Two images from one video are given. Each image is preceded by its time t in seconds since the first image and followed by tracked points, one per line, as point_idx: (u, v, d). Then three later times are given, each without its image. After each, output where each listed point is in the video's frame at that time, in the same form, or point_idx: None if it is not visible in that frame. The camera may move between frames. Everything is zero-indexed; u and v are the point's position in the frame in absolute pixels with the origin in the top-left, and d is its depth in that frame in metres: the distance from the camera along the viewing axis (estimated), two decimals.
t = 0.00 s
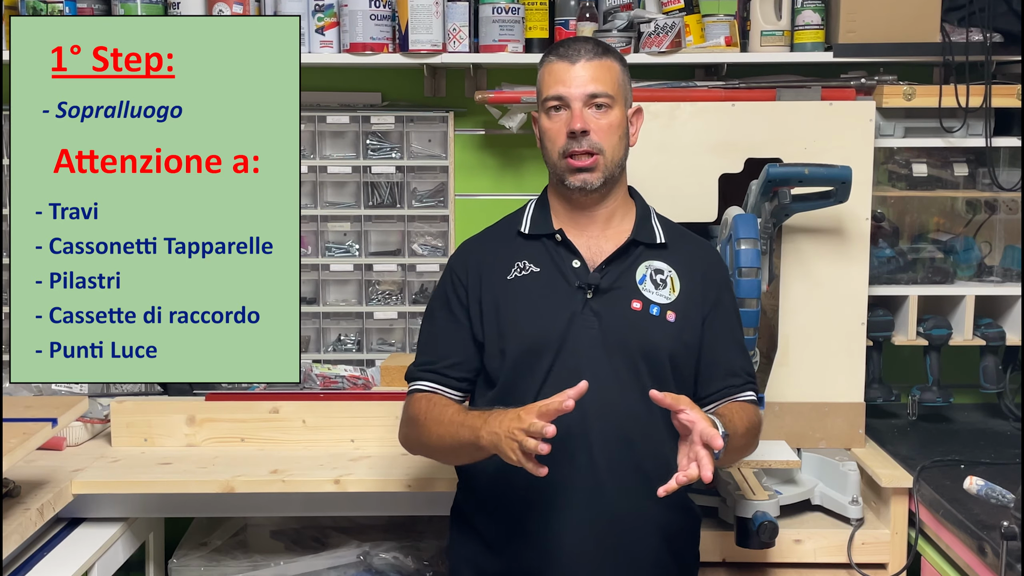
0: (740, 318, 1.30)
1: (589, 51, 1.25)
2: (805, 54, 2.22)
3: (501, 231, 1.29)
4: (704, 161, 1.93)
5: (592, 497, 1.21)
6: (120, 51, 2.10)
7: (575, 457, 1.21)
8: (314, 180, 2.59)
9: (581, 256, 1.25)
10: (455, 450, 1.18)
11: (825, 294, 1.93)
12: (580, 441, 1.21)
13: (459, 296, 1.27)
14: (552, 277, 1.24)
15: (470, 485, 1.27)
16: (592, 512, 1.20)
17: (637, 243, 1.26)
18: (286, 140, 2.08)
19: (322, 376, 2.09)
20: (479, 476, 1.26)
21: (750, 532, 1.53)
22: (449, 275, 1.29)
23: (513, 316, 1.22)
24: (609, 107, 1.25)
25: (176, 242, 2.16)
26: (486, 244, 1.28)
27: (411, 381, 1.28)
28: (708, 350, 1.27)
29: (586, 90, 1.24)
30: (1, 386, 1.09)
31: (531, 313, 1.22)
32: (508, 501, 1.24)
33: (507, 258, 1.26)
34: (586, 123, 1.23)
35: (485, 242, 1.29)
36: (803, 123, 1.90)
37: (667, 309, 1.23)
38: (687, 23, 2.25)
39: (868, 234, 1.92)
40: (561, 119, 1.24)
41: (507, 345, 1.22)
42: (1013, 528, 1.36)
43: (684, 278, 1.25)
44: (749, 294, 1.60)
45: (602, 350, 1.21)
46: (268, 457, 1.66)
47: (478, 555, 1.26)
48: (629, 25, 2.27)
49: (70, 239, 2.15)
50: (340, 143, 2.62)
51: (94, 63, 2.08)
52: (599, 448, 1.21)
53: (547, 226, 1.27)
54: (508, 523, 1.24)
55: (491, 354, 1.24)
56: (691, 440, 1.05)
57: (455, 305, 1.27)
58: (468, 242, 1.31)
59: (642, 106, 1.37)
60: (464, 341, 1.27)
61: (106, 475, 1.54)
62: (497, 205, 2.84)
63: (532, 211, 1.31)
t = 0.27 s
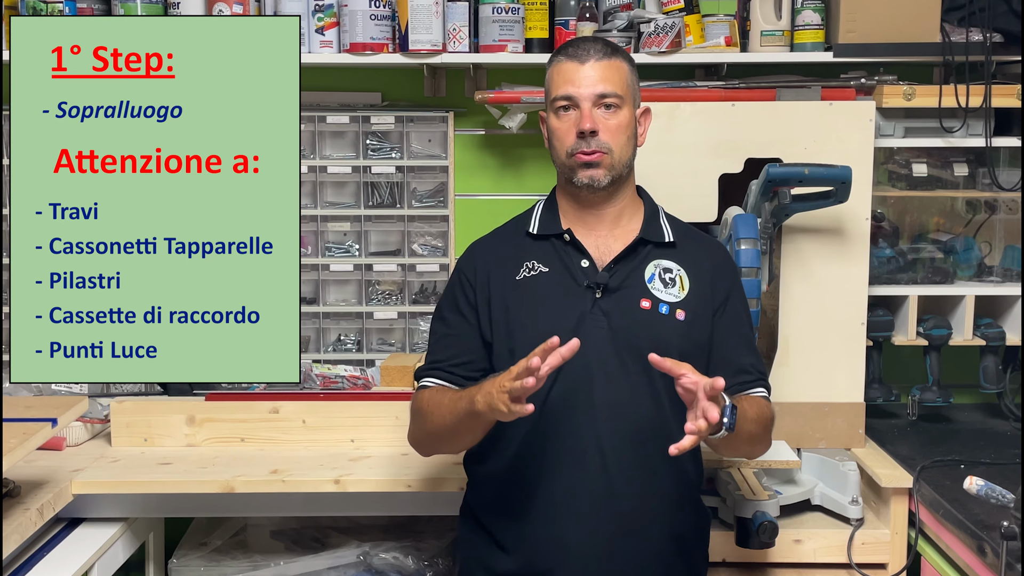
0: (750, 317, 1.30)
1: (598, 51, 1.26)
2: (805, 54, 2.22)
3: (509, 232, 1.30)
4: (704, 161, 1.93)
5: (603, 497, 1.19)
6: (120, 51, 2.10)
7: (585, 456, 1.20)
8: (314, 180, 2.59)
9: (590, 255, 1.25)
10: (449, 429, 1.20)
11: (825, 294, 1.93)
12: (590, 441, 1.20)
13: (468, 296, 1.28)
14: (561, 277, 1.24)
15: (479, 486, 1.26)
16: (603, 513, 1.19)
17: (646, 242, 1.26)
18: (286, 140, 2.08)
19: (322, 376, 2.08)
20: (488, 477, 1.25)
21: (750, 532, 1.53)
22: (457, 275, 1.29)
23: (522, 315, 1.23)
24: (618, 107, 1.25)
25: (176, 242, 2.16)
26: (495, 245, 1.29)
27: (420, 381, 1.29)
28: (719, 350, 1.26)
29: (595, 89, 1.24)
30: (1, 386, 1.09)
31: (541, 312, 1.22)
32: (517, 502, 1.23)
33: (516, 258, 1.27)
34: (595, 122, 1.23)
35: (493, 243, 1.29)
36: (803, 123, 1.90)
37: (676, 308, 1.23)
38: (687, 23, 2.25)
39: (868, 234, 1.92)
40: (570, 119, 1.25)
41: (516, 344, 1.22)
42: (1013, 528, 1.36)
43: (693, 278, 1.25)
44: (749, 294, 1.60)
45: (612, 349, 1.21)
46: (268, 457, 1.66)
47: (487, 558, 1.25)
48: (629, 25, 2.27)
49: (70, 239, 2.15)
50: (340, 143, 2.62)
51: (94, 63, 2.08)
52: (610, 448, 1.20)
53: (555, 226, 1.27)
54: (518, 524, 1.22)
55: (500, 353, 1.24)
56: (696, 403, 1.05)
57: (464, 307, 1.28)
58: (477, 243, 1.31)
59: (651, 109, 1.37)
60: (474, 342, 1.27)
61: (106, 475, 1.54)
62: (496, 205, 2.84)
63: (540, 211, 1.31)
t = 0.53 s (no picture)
0: (756, 316, 1.29)
1: (602, 51, 1.26)
2: (805, 54, 2.22)
3: (513, 234, 1.31)
4: (704, 161, 1.93)
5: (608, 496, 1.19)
6: (120, 51, 2.10)
7: (590, 456, 1.19)
8: (314, 180, 2.59)
9: (593, 255, 1.26)
10: (437, 416, 1.24)
11: (825, 294, 1.93)
12: (594, 440, 1.20)
13: (472, 297, 1.30)
14: (564, 277, 1.25)
15: (482, 487, 1.26)
16: (607, 512, 1.19)
17: (649, 242, 1.26)
18: (286, 140, 2.08)
19: (322, 376, 2.14)
20: (492, 477, 1.24)
21: (750, 532, 1.53)
22: (461, 277, 1.31)
23: (525, 315, 1.23)
24: (621, 108, 1.25)
25: (176, 242, 2.15)
26: (498, 247, 1.30)
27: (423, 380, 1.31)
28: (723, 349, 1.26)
29: (598, 90, 1.24)
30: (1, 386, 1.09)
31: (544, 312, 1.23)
32: (521, 502, 1.22)
33: (519, 260, 1.28)
34: (598, 123, 1.22)
35: (497, 245, 1.31)
36: (803, 123, 1.90)
37: (679, 307, 1.23)
38: (687, 23, 2.25)
39: (868, 234, 1.92)
40: (574, 120, 1.24)
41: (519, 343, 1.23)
42: (1013, 528, 1.36)
43: (696, 277, 1.25)
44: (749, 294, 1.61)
45: (615, 348, 1.21)
46: (268, 457, 1.66)
47: (491, 557, 1.24)
48: (629, 25, 2.27)
49: (70, 239, 2.15)
50: (341, 143, 2.62)
51: (94, 63, 2.08)
52: (613, 447, 1.19)
53: (559, 226, 1.28)
54: (522, 524, 1.21)
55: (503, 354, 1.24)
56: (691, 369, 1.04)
57: (467, 307, 1.30)
58: (481, 246, 1.32)
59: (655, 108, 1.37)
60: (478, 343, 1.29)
61: (106, 475, 1.54)
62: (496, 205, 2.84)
63: (545, 213, 1.32)
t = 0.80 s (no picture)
0: (756, 312, 1.28)
1: (600, 52, 1.26)
2: (805, 54, 2.22)
3: (512, 234, 1.32)
4: (704, 161, 1.93)
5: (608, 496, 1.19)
6: (120, 51, 2.10)
7: (589, 456, 1.19)
8: (314, 180, 2.59)
9: (591, 255, 1.26)
10: (424, 411, 1.27)
11: (825, 294, 1.93)
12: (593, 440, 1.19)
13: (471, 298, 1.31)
14: (562, 277, 1.25)
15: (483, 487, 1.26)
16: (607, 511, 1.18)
17: (647, 240, 1.26)
18: (286, 140, 2.08)
19: (322, 376, 2.12)
20: (491, 477, 1.24)
21: (750, 532, 1.53)
22: (461, 279, 1.32)
23: (524, 316, 1.23)
24: (619, 109, 1.24)
25: (176, 242, 2.16)
26: (497, 248, 1.31)
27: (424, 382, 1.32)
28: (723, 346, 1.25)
29: (596, 91, 1.23)
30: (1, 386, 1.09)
31: (542, 312, 1.23)
32: (521, 502, 1.22)
33: (518, 260, 1.28)
34: (597, 124, 1.22)
35: (496, 246, 1.31)
36: (803, 123, 1.90)
37: (678, 305, 1.22)
38: (687, 23, 2.25)
39: (868, 234, 1.92)
40: (572, 122, 1.24)
41: (517, 344, 1.22)
42: (1013, 528, 1.36)
43: (695, 274, 1.24)
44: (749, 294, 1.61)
45: (613, 347, 1.21)
46: (268, 457, 1.66)
47: (491, 557, 1.24)
48: (629, 25, 2.27)
49: (70, 239, 2.15)
50: (341, 143, 2.62)
51: (94, 63, 2.08)
52: (612, 446, 1.19)
53: (556, 227, 1.28)
54: (523, 524, 1.21)
55: (502, 354, 1.25)
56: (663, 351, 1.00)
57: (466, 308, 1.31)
58: (480, 246, 1.33)
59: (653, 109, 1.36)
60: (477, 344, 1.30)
61: (106, 475, 1.54)
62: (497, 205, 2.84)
63: (543, 214, 1.32)
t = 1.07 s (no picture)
0: (750, 312, 1.26)
1: (593, 52, 1.26)
2: (805, 55, 2.22)
3: (504, 236, 1.31)
4: (704, 161, 1.93)
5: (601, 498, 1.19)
6: (120, 51, 2.10)
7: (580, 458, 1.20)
8: (314, 180, 2.59)
9: (582, 257, 1.25)
10: (420, 436, 1.32)
11: (825, 294, 1.93)
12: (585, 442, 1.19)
13: (464, 301, 1.31)
14: (553, 279, 1.24)
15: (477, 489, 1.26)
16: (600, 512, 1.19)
17: (638, 242, 1.25)
18: (286, 140, 2.08)
19: (323, 377, 2.13)
20: (486, 479, 1.24)
21: (750, 532, 1.53)
22: (455, 281, 1.32)
23: (516, 319, 1.23)
24: (612, 109, 1.24)
25: (176, 242, 2.16)
26: (490, 249, 1.30)
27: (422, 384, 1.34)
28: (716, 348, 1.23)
29: (589, 91, 1.24)
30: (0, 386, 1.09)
31: (535, 315, 1.22)
32: (516, 504, 1.22)
33: (511, 262, 1.28)
34: (589, 124, 1.22)
35: (489, 248, 1.31)
36: (803, 123, 1.90)
37: (670, 307, 1.21)
38: (687, 23, 2.25)
39: (868, 234, 1.92)
40: (564, 121, 1.25)
41: (509, 347, 1.23)
42: (1013, 528, 1.36)
43: (687, 275, 1.23)
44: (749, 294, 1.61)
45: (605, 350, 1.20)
46: (268, 457, 1.66)
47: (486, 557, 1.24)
48: (629, 25, 2.27)
49: (69, 239, 2.15)
50: (341, 143, 2.62)
51: (94, 63, 2.08)
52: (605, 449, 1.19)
53: (548, 229, 1.27)
54: (517, 526, 1.21)
55: (495, 357, 1.25)
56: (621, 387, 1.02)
57: (459, 311, 1.32)
58: (473, 249, 1.33)
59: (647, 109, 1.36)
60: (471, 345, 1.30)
61: (106, 475, 1.54)
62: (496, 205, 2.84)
63: (535, 215, 1.31)
